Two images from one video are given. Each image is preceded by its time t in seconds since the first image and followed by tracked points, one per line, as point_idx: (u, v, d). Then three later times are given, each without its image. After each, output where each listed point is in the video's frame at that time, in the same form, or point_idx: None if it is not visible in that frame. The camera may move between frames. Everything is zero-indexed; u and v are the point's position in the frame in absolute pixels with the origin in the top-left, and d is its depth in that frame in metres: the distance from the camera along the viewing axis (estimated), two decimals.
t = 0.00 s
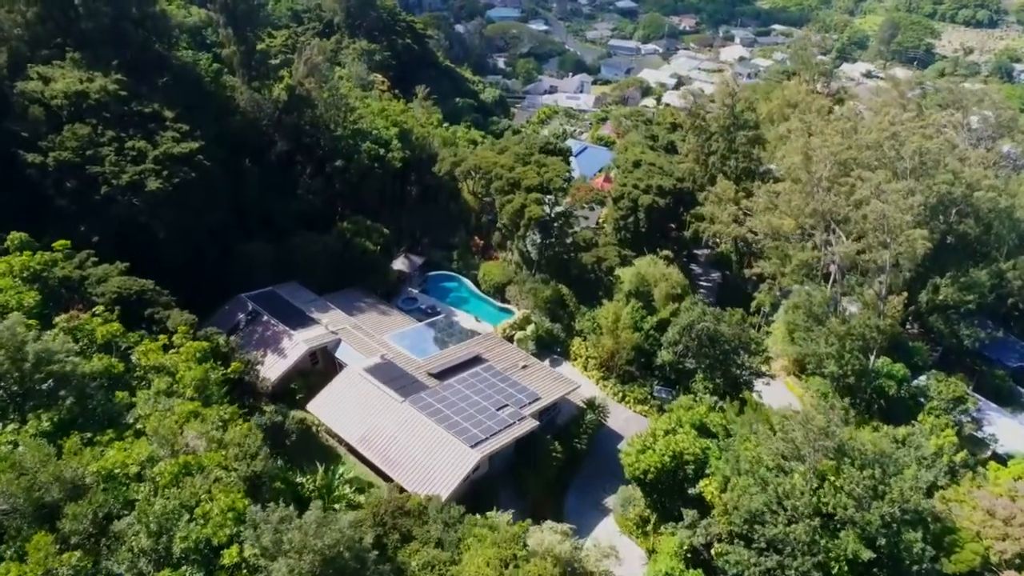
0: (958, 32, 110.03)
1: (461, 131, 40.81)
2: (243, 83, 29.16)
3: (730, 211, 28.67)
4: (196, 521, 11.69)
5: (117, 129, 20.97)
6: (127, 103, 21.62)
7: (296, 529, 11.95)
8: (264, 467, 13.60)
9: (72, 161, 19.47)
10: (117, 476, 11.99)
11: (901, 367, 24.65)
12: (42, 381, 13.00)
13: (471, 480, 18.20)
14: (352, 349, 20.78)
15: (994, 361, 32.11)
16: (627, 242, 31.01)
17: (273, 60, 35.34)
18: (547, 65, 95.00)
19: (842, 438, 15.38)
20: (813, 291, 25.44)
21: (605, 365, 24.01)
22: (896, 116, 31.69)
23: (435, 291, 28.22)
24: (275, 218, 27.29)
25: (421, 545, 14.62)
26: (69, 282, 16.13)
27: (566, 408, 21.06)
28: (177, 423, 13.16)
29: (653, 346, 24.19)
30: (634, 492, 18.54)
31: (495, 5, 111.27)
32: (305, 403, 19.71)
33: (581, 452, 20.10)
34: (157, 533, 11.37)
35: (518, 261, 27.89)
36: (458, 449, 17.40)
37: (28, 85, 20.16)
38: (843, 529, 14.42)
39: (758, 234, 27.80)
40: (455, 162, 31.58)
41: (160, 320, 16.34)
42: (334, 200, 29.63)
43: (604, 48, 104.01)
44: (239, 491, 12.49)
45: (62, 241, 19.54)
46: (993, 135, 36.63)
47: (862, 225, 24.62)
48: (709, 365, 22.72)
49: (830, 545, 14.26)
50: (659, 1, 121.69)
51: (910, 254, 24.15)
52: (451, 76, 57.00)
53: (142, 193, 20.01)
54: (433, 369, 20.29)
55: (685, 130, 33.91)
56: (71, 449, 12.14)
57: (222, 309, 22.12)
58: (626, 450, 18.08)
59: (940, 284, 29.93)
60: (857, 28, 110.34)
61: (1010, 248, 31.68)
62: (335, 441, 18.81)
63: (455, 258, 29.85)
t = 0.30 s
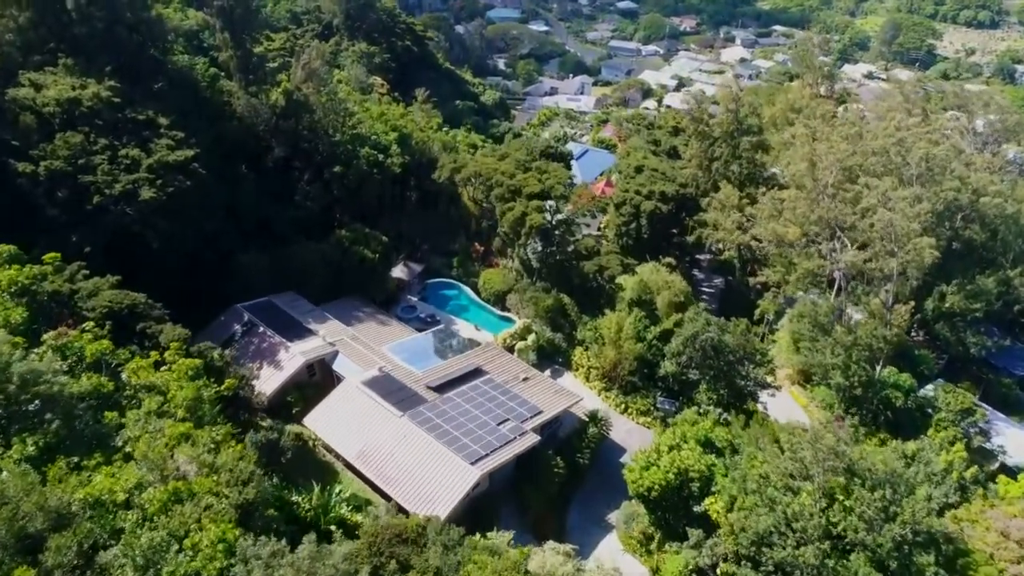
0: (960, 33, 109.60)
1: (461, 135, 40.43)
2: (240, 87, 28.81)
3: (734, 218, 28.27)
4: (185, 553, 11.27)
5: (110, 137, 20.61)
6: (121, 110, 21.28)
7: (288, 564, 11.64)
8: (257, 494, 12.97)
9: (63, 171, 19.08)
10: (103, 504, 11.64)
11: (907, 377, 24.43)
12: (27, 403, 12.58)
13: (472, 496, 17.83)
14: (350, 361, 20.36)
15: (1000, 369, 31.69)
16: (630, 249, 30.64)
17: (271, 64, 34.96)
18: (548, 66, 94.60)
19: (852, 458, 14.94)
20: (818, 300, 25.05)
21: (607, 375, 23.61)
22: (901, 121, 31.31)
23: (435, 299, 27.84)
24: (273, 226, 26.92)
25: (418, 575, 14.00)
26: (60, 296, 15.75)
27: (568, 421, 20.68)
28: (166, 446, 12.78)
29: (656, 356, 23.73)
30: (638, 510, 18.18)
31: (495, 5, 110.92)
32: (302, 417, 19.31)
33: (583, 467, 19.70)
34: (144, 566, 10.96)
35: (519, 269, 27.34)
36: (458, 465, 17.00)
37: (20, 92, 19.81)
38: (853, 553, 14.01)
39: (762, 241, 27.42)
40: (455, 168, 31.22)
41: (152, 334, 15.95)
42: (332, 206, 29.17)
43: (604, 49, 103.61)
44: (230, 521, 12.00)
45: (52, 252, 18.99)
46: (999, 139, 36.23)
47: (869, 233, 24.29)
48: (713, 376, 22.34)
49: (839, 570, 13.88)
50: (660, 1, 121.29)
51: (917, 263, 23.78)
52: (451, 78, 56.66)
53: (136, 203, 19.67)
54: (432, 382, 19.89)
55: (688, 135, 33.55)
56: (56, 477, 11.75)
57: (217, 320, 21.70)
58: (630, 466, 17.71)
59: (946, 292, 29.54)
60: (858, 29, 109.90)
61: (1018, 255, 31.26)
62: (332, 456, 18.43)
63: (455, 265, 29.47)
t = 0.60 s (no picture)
0: (962, 34, 109.31)
1: (460, 139, 40.01)
2: (237, 92, 28.43)
3: (739, 225, 27.79)
4: None
5: (103, 145, 20.24)
6: (114, 117, 20.93)
7: None
8: (249, 523, 12.34)
9: (54, 180, 18.62)
10: (90, 533, 11.21)
11: (914, 387, 24.36)
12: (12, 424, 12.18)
13: (473, 514, 17.42)
14: (347, 373, 19.97)
15: (1007, 376, 31.34)
16: (632, 256, 30.24)
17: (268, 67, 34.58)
18: (548, 67, 94.12)
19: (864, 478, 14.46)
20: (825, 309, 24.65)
21: (610, 386, 23.20)
22: (907, 126, 30.93)
23: (435, 307, 27.47)
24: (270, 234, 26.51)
25: None
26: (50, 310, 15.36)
27: (570, 435, 20.30)
28: (156, 470, 12.43)
29: (659, 366, 23.44)
30: (642, 527, 17.79)
31: (495, 6, 110.44)
32: (298, 431, 18.93)
33: (585, 482, 19.32)
34: None
35: (520, 276, 26.92)
36: (458, 482, 16.61)
37: (10, 99, 19.44)
38: None
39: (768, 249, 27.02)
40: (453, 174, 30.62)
41: (144, 350, 15.59)
42: (331, 213, 28.77)
43: (605, 50, 103.14)
44: (222, 551, 11.44)
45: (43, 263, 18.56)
46: (1004, 144, 35.89)
47: (875, 242, 23.93)
48: (718, 387, 21.99)
49: None
50: (660, 1, 120.80)
51: (925, 272, 23.43)
52: (451, 81, 56.25)
53: (129, 212, 19.26)
54: (431, 394, 19.51)
55: (691, 140, 33.18)
56: (38, 508, 11.23)
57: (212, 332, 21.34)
58: (634, 483, 17.36)
59: (952, 299, 29.19)
60: (860, 29, 109.47)
61: None
62: (329, 472, 18.09)
63: (455, 272, 29.09)
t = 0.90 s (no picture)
0: (963, 35, 108.89)
1: (460, 143, 39.61)
2: (234, 97, 28.05)
3: (744, 232, 27.36)
4: None
5: (96, 153, 19.88)
6: (107, 125, 20.55)
7: None
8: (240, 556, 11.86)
9: (45, 191, 18.23)
10: (73, 565, 10.77)
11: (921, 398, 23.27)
12: None
13: (473, 533, 17.00)
14: (345, 387, 19.55)
15: (1014, 385, 30.89)
16: (634, 263, 29.88)
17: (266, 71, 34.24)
18: (549, 68, 93.66)
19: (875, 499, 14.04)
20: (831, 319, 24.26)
21: (612, 398, 22.80)
22: (913, 131, 30.49)
23: (434, 315, 27.07)
24: (268, 241, 26.12)
25: None
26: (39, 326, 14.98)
27: (573, 449, 19.90)
28: (145, 495, 12.02)
29: (663, 378, 23.08)
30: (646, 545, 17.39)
31: (496, 7, 110.01)
32: (295, 446, 18.56)
33: (588, 498, 18.91)
34: None
35: (521, 285, 26.53)
36: (457, 500, 16.21)
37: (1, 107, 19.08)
38: None
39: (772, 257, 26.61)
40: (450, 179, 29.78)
41: (136, 366, 15.20)
42: (329, 219, 28.37)
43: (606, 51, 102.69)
44: None
45: (34, 275, 18.20)
46: (1011, 148, 35.42)
47: (881, 251, 23.56)
48: (722, 399, 21.57)
49: None
50: (660, 2, 120.27)
51: (933, 282, 23.08)
52: (451, 83, 55.82)
53: (122, 222, 18.88)
54: (430, 408, 19.12)
55: (693, 145, 32.78)
56: (22, 539, 10.89)
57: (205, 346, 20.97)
58: (638, 500, 16.95)
59: (959, 307, 28.77)
60: (861, 30, 108.98)
61: None
62: (326, 488, 17.71)
63: (455, 280, 28.69)
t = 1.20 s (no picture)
0: (965, 36, 108.52)
1: (460, 147, 39.20)
2: (231, 103, 27.64)
3: (749, 239, 26.97)
4: None
5: (88, 162, 19.48)
6: (101, 132, 20.15)
7: None
8: None
9: (35, 202, 17.81)
10: None
11: (928, 409, 23.06)
12: None
13: (473, 552, 16.59)
14: (343, 401, 19.16)
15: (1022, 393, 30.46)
16: (636, 270, 29.51)
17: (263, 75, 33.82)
18: (549, 69, 93.19)
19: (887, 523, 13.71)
20: (837, 329, 23.83)
21: (615, 410, 22.39)
22: (919, 136, 30.05)
23: (434, 324, 26.68)
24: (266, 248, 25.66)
25: None
26: (28, 343, 14.61)
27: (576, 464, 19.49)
28: (134, 524, 11.68)
29: (666, 390, 22.66)
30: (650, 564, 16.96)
31: (496, 7, 109.57)
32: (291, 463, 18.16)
33: (591, 515, 18.51)
34: None
35: (522, 293, 26.13)
36: (457, 520, 15.80)
37: None
38: None
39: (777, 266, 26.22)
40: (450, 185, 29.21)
41: (128, 385, 14.95)
42: (327, 226, 27.97)
43: (606, 52, 102.23)
44: None
45: (24, 290, 17.81)
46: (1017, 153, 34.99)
47: (889, 260, 23.16)
48: (727, 412, 21.16)
49: None
50: (661, 2, 119.74)
51: (941, 292, 22.71)
52: (451, 85, 55.38)
53: (115, 233, 18.49)
54: (430, 423, 18.70)
55: (697, 150, 32.35)
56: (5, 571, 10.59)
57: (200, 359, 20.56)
58: (643, 518, 16.58)
59: (967, 315, 28.35)
60: (863, 31, 108.58)
61: None
62: (322, 506, 17.31)
63: (455, 287, 28.27)
